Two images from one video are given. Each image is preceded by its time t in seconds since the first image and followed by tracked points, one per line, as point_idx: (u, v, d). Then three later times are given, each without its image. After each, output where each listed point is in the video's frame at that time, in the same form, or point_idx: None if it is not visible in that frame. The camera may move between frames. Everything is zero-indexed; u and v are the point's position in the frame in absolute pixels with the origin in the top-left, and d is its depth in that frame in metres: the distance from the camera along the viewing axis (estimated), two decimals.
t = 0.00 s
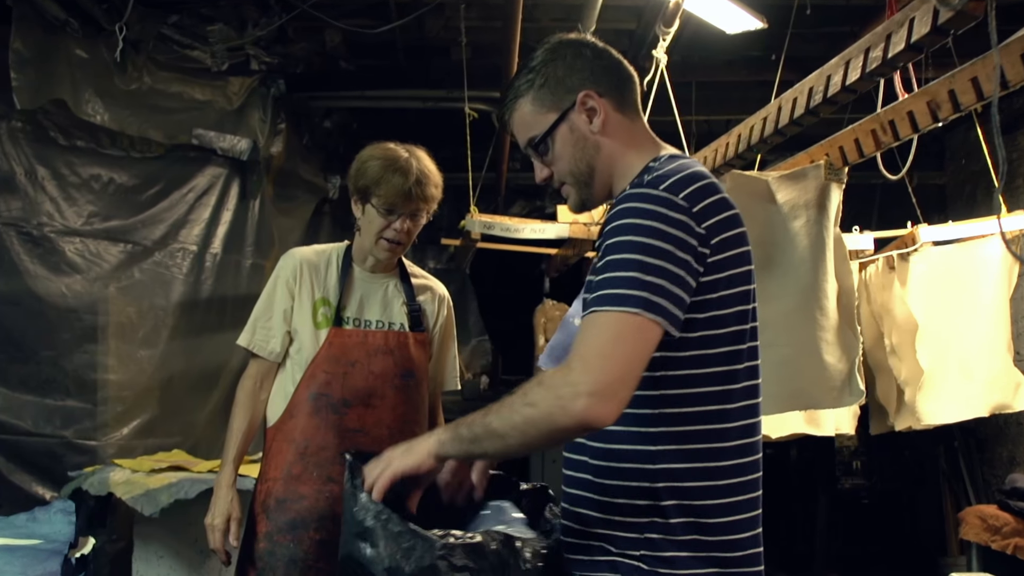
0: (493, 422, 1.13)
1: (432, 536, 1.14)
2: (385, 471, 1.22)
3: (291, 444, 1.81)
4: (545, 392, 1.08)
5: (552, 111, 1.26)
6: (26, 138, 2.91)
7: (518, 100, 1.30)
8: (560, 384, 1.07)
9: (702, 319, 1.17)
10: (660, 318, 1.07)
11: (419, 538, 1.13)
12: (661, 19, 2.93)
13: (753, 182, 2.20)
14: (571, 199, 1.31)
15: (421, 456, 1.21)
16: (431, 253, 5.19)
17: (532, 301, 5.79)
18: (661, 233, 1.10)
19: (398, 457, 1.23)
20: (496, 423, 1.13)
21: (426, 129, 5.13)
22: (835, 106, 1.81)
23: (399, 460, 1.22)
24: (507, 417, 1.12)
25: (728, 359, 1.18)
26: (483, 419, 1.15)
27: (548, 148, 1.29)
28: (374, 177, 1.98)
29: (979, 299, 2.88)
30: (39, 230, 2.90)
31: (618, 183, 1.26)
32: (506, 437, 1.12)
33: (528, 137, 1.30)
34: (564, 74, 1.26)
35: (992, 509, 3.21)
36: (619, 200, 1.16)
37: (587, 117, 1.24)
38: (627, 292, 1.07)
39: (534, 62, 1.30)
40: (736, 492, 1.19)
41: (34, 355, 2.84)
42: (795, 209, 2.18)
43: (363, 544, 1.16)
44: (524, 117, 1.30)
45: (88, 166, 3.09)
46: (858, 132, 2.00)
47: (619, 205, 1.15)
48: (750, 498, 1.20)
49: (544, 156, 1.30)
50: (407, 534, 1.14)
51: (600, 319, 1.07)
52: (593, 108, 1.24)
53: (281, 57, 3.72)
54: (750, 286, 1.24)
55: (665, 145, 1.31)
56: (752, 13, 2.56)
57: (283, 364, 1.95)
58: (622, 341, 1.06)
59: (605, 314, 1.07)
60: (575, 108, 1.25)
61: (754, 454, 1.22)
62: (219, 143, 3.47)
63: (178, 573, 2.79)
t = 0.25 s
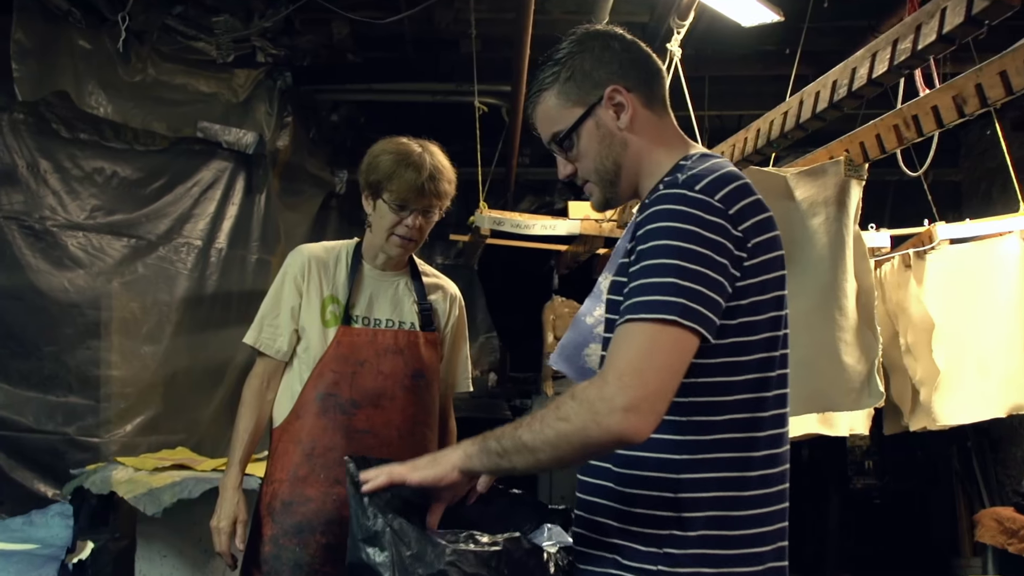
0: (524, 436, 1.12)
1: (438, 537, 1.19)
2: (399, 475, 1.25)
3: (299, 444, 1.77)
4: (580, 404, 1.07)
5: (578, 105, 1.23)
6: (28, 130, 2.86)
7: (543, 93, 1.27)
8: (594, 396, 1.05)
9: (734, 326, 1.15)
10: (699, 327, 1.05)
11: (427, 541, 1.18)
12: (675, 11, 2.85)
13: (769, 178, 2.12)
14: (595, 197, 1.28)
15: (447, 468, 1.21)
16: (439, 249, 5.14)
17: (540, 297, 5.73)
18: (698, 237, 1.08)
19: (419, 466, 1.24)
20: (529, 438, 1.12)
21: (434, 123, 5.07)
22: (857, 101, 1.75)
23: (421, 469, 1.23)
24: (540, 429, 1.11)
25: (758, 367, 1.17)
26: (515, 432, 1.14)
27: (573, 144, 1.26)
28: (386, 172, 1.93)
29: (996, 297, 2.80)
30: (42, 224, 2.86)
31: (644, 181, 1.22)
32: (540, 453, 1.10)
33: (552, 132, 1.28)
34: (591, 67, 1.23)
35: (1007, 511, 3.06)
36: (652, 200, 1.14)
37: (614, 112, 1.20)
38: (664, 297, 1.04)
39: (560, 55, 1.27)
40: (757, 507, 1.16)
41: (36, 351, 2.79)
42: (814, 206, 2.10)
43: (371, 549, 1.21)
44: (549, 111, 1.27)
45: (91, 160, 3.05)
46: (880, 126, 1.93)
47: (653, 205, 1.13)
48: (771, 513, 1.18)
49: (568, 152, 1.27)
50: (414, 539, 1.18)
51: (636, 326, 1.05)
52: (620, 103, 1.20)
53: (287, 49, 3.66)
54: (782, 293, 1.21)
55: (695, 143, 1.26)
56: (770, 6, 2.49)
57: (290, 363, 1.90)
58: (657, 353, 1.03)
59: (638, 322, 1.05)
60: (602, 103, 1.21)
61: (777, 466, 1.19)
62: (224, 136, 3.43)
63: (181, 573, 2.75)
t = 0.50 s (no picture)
0: (519, 442, 1.08)
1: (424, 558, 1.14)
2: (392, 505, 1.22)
3: (306, 446, 1.73)
4: (575, 399, 1.03)
5: (599, 104, 1.21)
6: (31, 124, 2.83)
7: (562, 94, 1.26)
8: (590, 388, 1.01)
9: (762, 327, 1.11)
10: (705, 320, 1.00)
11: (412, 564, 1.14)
12: (688, 5, 2.79)
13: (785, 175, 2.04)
14: (618, 198, 1.27)
15: (435, 494, 1.17)
16: (447, 245, 5.10)
17: (548, 294, 5.68)
18: (722, 233, 1.04)
19: (408, 496, 1.20)
20: (523, 443, 1.08)
21: (441, 118, 5.02)
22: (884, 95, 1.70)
23: (411, 497, 1.20)
24: (532, 431, 1.07)
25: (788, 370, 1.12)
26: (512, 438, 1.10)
27: (594, 145, 1.24)
28: (390, 169, 1.91)
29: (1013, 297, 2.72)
30: (44, 219, 2.82)
31: (670, 179, 1.20)
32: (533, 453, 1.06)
33: (572, 132, 1.26)
34: (609, 65, 1.21)
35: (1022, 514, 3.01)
36: (678, 194, 1.10)
37: (636, 109, 1.19)
38: (668, 290, 1.01)
39: (577, 54, 1.26)
40: (784, 515, 1.12)
41: (38, 347, 2.76)
42: (831, 204, 2.03)
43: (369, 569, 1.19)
44: (569, 112, 1.25)
45: (94, 154, 3.01)
46: (899, 123, 1.83)
47: (678, 199, 1.09)
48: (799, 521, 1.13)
49: (590, 153, 1.25)
50: (398, 560, 1.15)
51: (638, 320, 1.02)
52: (643, 100, 1.18)
53: (293, 42, 3.62)
54: (813, 295, 1.16)
55: (718, 139, 1.25)
56: None
57: (297, 364, 1.87)
58: (657, 347, 1.00)
59: (642, 315, 1.02)
60: (623, 101, 1.19)
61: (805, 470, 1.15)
62: (229, 131, 3.39)
63: (185, 573, 2.72)
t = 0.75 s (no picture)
0: (521, 440, 1.06)
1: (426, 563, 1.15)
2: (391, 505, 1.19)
3: (305, 448, 1.73)
4: (580, 397, 1.01)
5: (603, 101, 1.20)
6: (24, 120, 2.79)
7: (567, 91, 1.24)
8: (596, 385, 1.00)
9: (771, 327, 1.09)
10: (715, 316, 0.98)
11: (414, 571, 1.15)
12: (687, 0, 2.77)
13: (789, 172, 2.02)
14: (624, 197, 1.25)
15: (435, 492, 1.15)
16: (444, 241, 5.08)
17: (545, 290, 5.67)
18: (733, 229, 1.02)
19: (407, 495, 1.18)
20: (524, 441, 1.06)
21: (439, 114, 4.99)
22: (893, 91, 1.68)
23: (410, 497, 1.17)
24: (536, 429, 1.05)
25: (799, 369, 1.11)
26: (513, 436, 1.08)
27: (598, 142, 1.22)
28: (386, 166, 1.89)
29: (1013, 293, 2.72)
30: (37, 215, 2.80)
31: (676, 177, 1.18)
32: (536, 451, 1.04)
33: (575, 128, 1.24)
34: (613, 61, 1.20)
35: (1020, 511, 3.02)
36: (687, 189, 1.08)
37: (641, 106, 1.17)
38: (675, 284, 0.99)
39: (581, 49, 1.24)
40: (798, 516, 1.10)
41: (32, 345, 2.74)
42: (836, 200, 2.02)
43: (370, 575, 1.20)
44: (573, 108, 1.24)
45: (88, 150, 2.98)
46: (905, 120, 1.83)
47: (687, 194, 1.07)
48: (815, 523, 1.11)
49: (594, 151, 1.23)
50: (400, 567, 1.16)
51: (645, 317, 1.00)
52: (647, 97, 1.17)
53: (289, 37, 3.61)
54: (824, 293, 1.14)
55: (725, 136, 1.23)
56: None
57: (296, 365, 1.86)
58: (665, 343, 0.98)
59: (649, 311, 1.00)
60: (628, 98, 1.18)
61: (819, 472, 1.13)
62: (225, 127, 3.37)
63: (181, 572, 2.70)
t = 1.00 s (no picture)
0: (537, 438, 1.06)
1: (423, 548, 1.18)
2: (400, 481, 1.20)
3: (286, 447, 1.73)
4: (604, 408, 1.01)
5: (580, 85, 1.17)
6: None
7: (553, 62, 1.21)
8: (621, 396, 0.99)
9: (756, 322, 1.11)
10: (721, 317, 1.00)
11: (412, 553, 1.18)
12: None
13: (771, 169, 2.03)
14: (593, 172, 1.24)
15: (444, 476, 1.15)
16: (421, 239, 5.08)
17: (522, 288, 5.69)
18: (719, 223, 1.03)
19: (417, 472, 1.19)
20: (544, 442, 1.06)
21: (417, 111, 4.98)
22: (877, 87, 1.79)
23: (419, 474, 1.18)
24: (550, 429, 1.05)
25: (781, 365, 1.13)
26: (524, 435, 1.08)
27: (572, 124, 1.21)
28: (365, 161, 1.88)
29: (985, 293, 2.75)
30: (11, 212, 2.74)
31: (640, 172, 1.17)
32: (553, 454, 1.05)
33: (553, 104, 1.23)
34: (597, 47, 1.15)
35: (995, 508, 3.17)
36: (669, 186, 1.09)
37: (611, 99, 1.14)
38: (680, 287, 0.99)
39: (581, 24, 1.18)
40: (783, 513, 1.13)
41: (6, 344, 2.68)
42: (816, 198, 2.03)
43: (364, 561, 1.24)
44: (555, 83, 1.21)
45: (63, 146, 2.94)
46: (884, 118, 1.94)
47: (671, 191, 1.08)
48: (797, 519, 1.14)
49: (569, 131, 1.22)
50: (398, 549, 1.19)
51: (653, 319, 1.00)
52: (618, 92, 1.13)
53: (267, 33, 3.60)
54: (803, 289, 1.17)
55: (708, 132, 1.19)
56: None
57: (277, 363, 1.84)
58: (682, 348, 0.98)
59: (655, 316, 1.00)
60: (601, 88, 1.15)
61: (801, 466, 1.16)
62: (202, 122, 3.34)
63: (158, 573, 2.68)
